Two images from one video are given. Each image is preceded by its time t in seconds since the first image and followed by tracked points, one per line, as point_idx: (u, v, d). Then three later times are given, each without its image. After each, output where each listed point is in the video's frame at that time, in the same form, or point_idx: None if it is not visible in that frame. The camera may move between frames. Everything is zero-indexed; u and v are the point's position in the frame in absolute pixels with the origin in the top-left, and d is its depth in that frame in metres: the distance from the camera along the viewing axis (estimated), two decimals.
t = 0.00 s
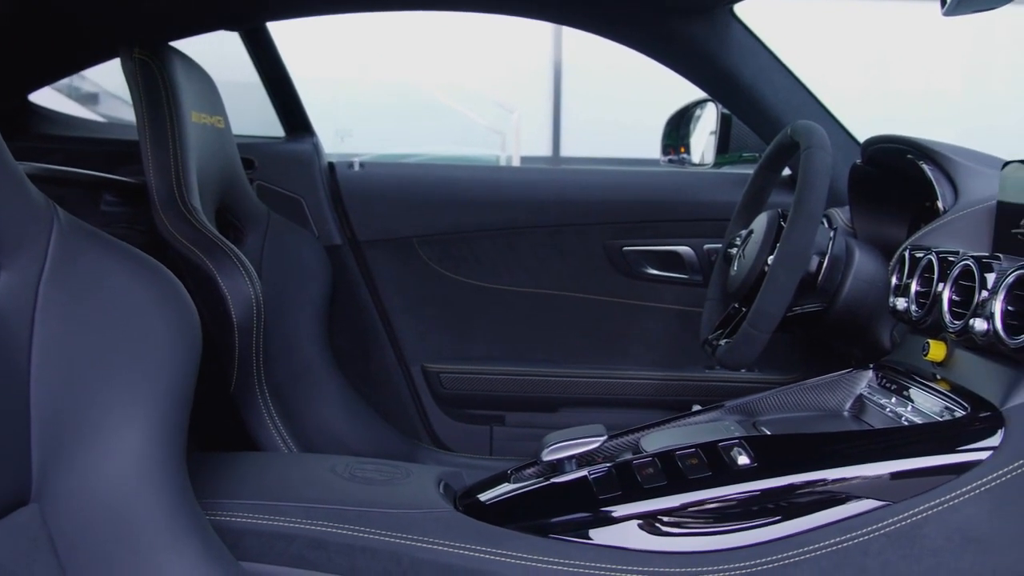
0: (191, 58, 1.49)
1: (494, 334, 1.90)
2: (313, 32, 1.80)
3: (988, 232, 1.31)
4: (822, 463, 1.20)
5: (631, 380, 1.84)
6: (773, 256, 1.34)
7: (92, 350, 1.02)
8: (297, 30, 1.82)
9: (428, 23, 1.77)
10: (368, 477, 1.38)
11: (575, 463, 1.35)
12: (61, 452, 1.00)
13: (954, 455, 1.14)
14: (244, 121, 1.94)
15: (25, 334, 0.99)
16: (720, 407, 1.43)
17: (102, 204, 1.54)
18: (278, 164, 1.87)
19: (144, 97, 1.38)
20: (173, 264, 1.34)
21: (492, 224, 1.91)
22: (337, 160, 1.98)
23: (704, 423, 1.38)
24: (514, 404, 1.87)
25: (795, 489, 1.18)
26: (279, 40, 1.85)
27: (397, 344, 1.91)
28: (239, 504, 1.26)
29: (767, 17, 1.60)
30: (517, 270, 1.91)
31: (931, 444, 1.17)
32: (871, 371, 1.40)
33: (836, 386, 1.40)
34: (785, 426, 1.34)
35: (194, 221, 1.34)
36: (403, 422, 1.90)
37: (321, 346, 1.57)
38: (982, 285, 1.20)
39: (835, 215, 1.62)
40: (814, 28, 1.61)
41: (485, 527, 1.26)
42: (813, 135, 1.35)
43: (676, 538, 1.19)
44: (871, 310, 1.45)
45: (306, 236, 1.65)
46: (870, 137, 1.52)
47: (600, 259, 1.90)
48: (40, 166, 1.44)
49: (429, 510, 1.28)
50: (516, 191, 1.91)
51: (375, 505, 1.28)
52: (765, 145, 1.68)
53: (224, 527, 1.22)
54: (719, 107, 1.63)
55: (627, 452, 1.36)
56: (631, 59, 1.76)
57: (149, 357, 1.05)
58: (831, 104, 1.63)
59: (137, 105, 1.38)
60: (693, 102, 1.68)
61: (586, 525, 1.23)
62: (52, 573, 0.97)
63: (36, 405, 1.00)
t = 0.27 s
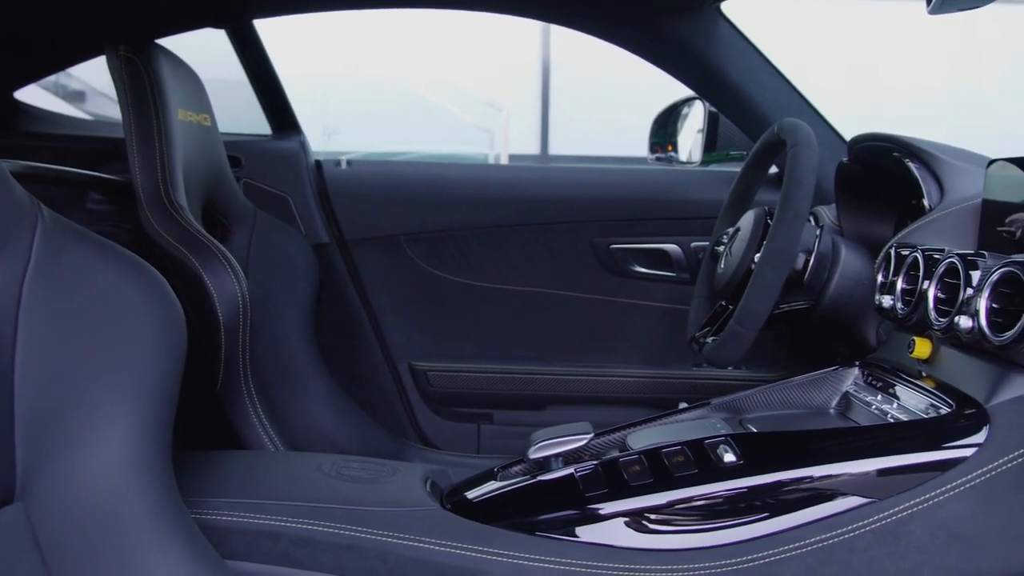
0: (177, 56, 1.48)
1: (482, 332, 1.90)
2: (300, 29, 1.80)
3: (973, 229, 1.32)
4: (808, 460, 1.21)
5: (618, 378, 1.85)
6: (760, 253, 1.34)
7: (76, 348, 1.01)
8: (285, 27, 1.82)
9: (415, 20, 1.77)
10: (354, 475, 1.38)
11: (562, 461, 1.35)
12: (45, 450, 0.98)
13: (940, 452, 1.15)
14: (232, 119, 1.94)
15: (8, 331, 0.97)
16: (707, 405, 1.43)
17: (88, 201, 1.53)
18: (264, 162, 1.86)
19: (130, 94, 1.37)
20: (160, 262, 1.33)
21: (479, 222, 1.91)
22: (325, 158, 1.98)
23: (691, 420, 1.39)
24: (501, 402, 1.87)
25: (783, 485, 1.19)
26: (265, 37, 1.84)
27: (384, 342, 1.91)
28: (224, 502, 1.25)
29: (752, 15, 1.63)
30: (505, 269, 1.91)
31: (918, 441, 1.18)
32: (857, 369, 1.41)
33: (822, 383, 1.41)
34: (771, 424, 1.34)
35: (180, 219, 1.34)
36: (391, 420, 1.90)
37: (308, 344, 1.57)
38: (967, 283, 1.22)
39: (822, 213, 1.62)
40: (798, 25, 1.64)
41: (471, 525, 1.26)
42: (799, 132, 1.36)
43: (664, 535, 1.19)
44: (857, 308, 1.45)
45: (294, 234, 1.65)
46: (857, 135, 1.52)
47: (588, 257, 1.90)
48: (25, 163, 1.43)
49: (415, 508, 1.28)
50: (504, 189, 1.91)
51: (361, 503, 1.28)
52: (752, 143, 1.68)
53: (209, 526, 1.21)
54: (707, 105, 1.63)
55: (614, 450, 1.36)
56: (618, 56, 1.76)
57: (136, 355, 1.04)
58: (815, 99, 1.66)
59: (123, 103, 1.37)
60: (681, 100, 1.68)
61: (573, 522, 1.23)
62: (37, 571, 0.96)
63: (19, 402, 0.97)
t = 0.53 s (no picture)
0: (161, 53, 1.48)
1: (467, 330, 1.91)
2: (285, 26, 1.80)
3: (956, 226, 1.33)
4: (792, 457, 1.21)
5: (602, 375, 1.86)
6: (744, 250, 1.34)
7: (57, 348, 0.98)
8: (270, 24, 1.82)
9: (401, 17, 1.77)
10: (338, 472, 1.37)
11: (546, 458, 1.35)
12: (26, 452, 0.96)
13: (924, 449, 1.15)
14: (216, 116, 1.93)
15: None
16: (691, 402, 1.44)
17: (71, 199, 1.53)
18: (248, 159, 1.86)
19: (113, 92, 1.36)
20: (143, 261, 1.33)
21: (465, 220, 1.91)
22: (309, 155, 1.98)
23: (675, 417, 1.39)
24: (486, 398, 1.88)
25: (769, 482, 1.19)
26: (249, 34, 1.87)
27: (370, 339, 1.92)
28: (209, 501, 1.25)
29: (737, 12, 1.60)
30: (491, 266, 1.91)
31: (902, 437, 1.18)
32: (841, 366, 1.41)
33: (807, 379, 1.41)
34: (757, 421, 1.34)
35: (164, 217, 1.33)
36: (377, 417, 1.90)
37: (293, 342, 1.57)
38: (950, 280, 1.23)
39: (806, 210, 1.62)
40: (782, 21, 1.63)
41: (454, 522, 1.26)
42: (783, 130, 1.36)
43: (648, 533, 1.20)
44: (841, 305, 1.46)
45: (279, 232, 1.65)
46: (842, 133, 1.52)
47: (573, 254, 1.90)
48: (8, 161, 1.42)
49: (400, 506, 1.28)
50: (490, 186, 1.91)
51: (345, 500, 1.28)
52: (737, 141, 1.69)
53: (194, 525, 1.21)
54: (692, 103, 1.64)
55: (598, 447, 1.36)
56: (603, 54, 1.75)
57: (118, 356, 1.02)
58: (797, 95, 1.64)
59: (106, 100, 1.37)
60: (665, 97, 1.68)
61: (558, 519, 1.23)
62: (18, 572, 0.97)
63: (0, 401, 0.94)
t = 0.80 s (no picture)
0: (144, 49, 1.47)
1: (452, 328, 1.91)
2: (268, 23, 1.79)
3: (939, 223, 1.35)
4: (776, 453, 1.21)
5: (586, 372, 1.87)
6: (728, 248, 1.35)
7: (38, 347, 0.98)
8: (254, 21, 1.81)
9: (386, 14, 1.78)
10: (322, 470, 1.37)
11: (530, 456, 1.35)
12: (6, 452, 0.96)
13: (906, 444, 1.16)
14: (199, 113, 1.92)
15: None
16: (675, 399, 1.44)
17: (54, 196, 1.52)
18: (232, 157, 1.85)
19: (95, 88, 1.35)
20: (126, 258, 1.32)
21: (450, 217, 1.91)
22: (293, 153, 1.97)
23: (659, 414, 1.39)
24: (471, 396, 1.88)
25: (754, 478, 1.19)
26: (232, 29, 1.87)
27: (355, 337, 1.91)
28: (193, 499, 1.24)
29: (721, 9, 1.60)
30: (476, 264, 1.92)
31: (885, 434, 1.18)
32: (824, 363, 1.42)
33: (790, 376, 1.42)
34: (744, 420, 1.33)
35: (147, 214, 1.33)
36: (362, 415, 1.90)
37: (278, 340, 1.56)
38: (932, 276, 1.24)
39: (790, 208, 1.62)
40: (768, 19, 1.63)
41: (439, 520, 1.26)
42: (767, 127, 1.36)
43: (632, 529, 1.20)
44: (825, 302, 1.46)
45: (263, 230, 1.65)
46: (826, 130, 1.53)
47: (558, 251, 1.91)
48: None
49: (383, 503, 1.28)
50: (476, 184, 1.92)
51: (329, 498, 1.28)
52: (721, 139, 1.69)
53: (177, 523, 1.20)
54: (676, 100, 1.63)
55: (582, 444, 1.36)
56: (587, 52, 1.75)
57: (99, 354, 1.01)
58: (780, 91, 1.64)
59: (88, 97, 1.36)
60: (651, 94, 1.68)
61: (543, 516, 1.23)
62: None
63: None
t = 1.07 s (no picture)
0: (129, 47, 1.47)
1: (438, 326, 1.91)
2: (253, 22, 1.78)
3: (924, 220, 1.36)
4: (761, 450, 1.21)
5: (573, 369, 1.87)
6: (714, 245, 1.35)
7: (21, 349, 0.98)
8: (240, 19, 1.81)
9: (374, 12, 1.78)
10: (308, 468, 1.37)
11: (516, 453, 1.35)
12: None
13: (889, 441, 1.16)
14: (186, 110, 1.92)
15: None
16: (661, 396, 1.44)
17: (39, 193, 1.52)
18: (218, 154, 1.85)
19: (80, 85, 1.35)
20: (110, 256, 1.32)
21: (438, 215, 1.91)
22: (280, 150, 1.97)
23: (645, 411, 1.39)
24: (458, 393, 1.88)
25: (741, 475, 1.19)
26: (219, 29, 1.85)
27: (342, 335, 1.91)
28: (178, 497, 1.24)
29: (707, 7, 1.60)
30: (463, 261, 1.92)
31: (869, 431, 1.19)
32: (810, 360, 1.42)
33: (776, 374, 1.42)
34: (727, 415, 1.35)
35: (131, 212, 1.32)
36: (350, 413, 1.90)
37: (264, 338, 1.56)
38: (917, 274, 1.25)
39: (776, 205, 1.63)
40: (755, 15, 1.62)
41: (424, 518, 1.26)
42: (753, 125, 1.36)
43: (618, 526, 1.20)
44: (810, 300, 1.47)
45: (250, 228, 1.65)
46: (811, 128, 1.53)
47: (545, 249, 1.92)
48: None
49: (368, 501, 1.28)
50: (463, 182, 1.92)
51: (314, 496, 1.27)
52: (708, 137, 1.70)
53: (162, 521, 1.20)
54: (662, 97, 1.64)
55: (568, 442, 1.36)
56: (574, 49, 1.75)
57: (80, 351, 1.01)
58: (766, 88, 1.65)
59: (73, 94, 1.35)
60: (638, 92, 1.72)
61: (529, 513, 1.23)
62: None
63: None
